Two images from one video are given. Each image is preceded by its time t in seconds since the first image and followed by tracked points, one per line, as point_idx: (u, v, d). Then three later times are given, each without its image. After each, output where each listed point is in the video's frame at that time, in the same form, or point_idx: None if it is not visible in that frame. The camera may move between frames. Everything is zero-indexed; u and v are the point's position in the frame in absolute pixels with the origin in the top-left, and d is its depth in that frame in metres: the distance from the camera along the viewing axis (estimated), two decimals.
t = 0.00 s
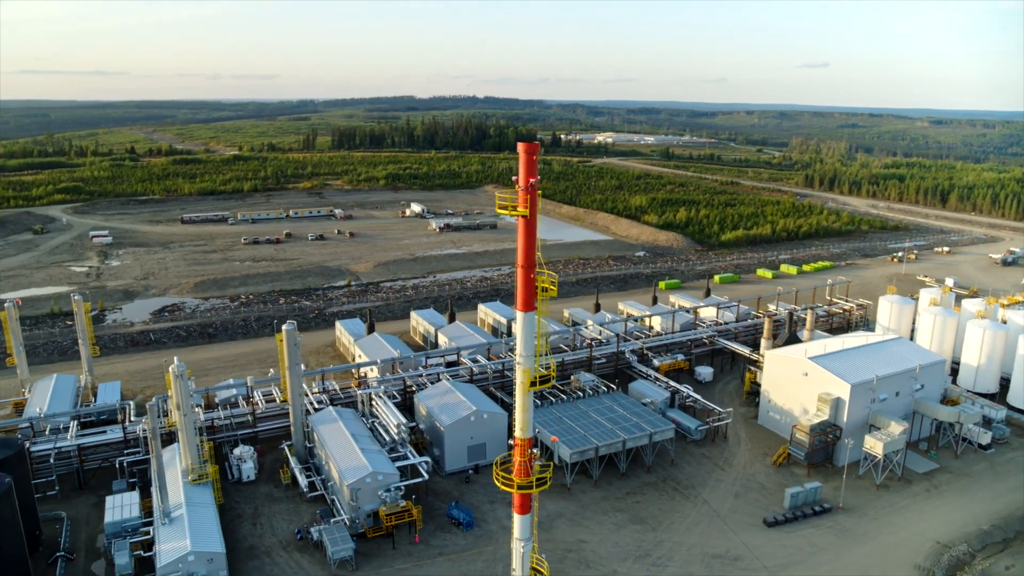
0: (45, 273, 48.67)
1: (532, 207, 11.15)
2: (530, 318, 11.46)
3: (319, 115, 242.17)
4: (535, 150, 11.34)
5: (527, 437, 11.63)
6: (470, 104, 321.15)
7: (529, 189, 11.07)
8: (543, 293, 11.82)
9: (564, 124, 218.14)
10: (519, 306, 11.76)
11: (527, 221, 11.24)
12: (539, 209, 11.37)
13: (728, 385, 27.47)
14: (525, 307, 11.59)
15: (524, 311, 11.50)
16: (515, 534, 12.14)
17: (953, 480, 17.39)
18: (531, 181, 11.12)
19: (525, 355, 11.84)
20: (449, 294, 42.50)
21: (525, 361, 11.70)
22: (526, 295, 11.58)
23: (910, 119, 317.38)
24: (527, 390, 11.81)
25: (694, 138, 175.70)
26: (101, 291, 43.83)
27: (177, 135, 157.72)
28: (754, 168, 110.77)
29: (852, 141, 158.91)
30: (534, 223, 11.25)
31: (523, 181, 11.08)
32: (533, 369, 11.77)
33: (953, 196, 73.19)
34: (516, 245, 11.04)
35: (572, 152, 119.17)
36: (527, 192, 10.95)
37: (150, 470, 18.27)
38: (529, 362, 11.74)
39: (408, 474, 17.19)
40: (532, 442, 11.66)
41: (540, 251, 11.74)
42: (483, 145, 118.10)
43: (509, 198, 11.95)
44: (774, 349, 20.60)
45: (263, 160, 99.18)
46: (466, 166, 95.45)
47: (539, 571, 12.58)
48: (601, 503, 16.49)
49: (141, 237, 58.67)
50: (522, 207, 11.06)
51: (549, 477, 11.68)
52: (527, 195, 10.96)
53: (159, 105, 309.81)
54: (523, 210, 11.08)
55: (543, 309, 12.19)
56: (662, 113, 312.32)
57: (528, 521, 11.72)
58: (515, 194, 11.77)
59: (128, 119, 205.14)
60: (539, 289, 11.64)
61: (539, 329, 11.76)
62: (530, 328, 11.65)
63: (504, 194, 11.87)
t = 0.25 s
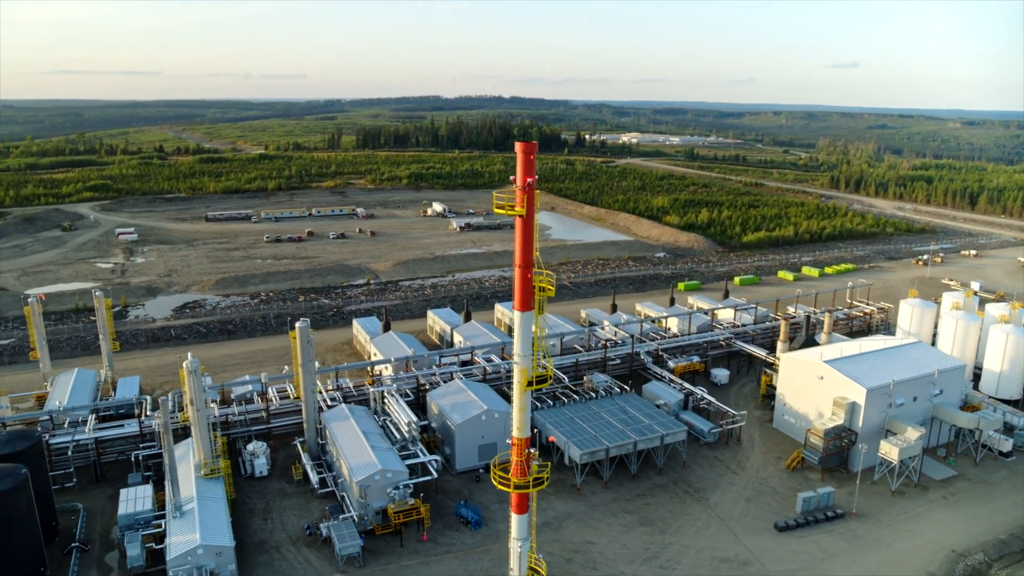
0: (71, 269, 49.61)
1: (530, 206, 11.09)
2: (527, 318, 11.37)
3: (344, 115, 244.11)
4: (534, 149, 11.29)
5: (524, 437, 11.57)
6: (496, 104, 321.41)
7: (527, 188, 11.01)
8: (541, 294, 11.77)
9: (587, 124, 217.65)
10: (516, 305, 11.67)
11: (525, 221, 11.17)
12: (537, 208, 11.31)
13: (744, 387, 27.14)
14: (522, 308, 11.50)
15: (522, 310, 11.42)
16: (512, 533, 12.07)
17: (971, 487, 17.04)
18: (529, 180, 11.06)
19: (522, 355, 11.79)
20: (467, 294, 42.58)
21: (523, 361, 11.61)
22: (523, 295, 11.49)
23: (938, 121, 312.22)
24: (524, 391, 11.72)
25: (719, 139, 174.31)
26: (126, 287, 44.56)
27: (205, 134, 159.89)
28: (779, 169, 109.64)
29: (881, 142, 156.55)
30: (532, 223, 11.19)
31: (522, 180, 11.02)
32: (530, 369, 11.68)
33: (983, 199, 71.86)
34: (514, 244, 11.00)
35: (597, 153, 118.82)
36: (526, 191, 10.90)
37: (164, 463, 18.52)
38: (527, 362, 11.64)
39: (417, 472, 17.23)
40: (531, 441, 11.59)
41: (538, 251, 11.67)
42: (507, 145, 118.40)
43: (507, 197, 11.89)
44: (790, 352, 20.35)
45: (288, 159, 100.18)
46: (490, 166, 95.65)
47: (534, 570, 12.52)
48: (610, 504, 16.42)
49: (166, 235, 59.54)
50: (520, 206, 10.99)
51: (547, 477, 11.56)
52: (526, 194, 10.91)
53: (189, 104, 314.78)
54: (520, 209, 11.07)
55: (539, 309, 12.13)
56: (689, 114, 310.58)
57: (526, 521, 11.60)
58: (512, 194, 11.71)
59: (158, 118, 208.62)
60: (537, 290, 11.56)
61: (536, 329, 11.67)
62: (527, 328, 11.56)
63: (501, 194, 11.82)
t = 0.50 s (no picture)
0: (95, 265, 50.42)
1: (526, 206, 11.28)
2: (525, 316, 11.51)
3: (369, 115, 245.77)
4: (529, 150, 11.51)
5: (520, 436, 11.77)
6: (527, 105, 321.67)
7: (523, 187, 11.22)
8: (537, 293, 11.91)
9: (610, 124, 216.92)
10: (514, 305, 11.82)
11: (521, 219, 11.36)
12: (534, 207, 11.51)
13: (760, 391, 26.77)
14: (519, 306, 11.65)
15: (519, 309, 11.57)
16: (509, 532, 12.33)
17: (989, 495, 16.70)
18: (526, 179, 11.27)
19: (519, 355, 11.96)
20: (484, 293, 42.61)
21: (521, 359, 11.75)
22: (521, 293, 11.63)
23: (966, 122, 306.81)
24: (522, 388, 11.86)
25: (743, 140, 172.78)
26: (148, 284, 45.19)
27: (232, 133, 161.78)
28: (804, 170, 108.39)
29: (909, 143, 154.10)
30: (529, 221, 11.37)
31: (518, 179, 11.22)
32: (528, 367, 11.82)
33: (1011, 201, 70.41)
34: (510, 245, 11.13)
35: (620, 153, 118.33)
36: (523, 189, 11.10)
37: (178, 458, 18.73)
38: (524, 360, 11.79)
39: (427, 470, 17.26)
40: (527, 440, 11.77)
41: (535, 250, 11.85)
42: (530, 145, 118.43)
43: (503, 197, 12.10)
44: (804, 354, 20.10)
45: (312, 158, 100.98)
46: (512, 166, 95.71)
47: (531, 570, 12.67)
48: (619, 506, 16.34)
49: (189, 232, 60.32)
50: (517, 205, 11.17)
51: (542, 476, 11.85)
52: (523, 193, 11.13)
53: (217, 103, 319.05)
54: (516, 210, 11.21)
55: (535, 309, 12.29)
56: (713, 114, 308.15)
57: (522, 521, 11.87)
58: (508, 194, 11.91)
59: (185, 118, 211.78)
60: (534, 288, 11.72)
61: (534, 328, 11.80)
62: (525, 326, 11.69)
63: (497, 194, 12.02)
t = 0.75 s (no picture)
0: (119, 262, 51.21)
1: (522, 206, 11.14)
2: (520, 317, 11.35)
3: (393, 114, 247.01)
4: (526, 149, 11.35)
5: (517, 436, 11.61)
6: (550, 104, 321.80)
7: (520, 186, 11.06)
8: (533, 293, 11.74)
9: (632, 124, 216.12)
10: (508, 305, 11.64)
11: (517, 219, 11.21)
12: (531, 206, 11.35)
13: (775, 394, 26.38)
14: (515, 306, 11.49)
15: (515, 310, 11.40)
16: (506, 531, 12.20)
17: (1007, 504, 16.37)
18: (522, 178, 11.11)
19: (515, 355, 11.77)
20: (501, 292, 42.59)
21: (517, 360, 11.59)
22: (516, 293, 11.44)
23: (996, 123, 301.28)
24: (517, 390, 11.70)
25: (768, 140, 171.04)
26: (169, 280, 45.80)
27: (258, 132, 163.64)
28: (828, 171, 107.12)
29: (937, 144, 151.65)
30: (525, 222, 11.22)
31: (515, 179, 11.06)
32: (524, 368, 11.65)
33: None
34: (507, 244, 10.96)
35: (643, 154, 117.83)
36: (519, 188, 10.94)
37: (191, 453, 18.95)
38: (520, 361, 11.62)
39: (436, 469, 17.27)
40: (524, 441, 11.66)
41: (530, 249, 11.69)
42: (552, 145, 118.41)
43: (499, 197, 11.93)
44: (819, 358, 19.86)
45: (335, 157, 101.78)
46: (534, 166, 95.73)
47: (526, 570, 12.54)
48: (628, 507, 16.25)
49: (211, 230, 61.07)
50: (513, 205, 11.01)
51: (539, 476, 11.73)
52: (520, 192, 10.96)
53: (243, 103, 323.26)
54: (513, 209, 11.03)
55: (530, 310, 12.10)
56: (737, 115, 305.72)
57: (519, 520, 11.82)
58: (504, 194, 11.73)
59: (212, 117, 214.43)
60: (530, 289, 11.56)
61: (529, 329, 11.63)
62: (519, 327, 11.54)
63: (492, 193, 11.83)
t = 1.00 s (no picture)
0: (143, 259, 52.02)
1: (518, 205, 11.14)
2: (517, 316, 11.32)
3: (417, 114, 248.21)
4: (522, 149, 11.36)
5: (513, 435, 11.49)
6: (574, 104, 321.42)
7: (516, 186, 11.07)
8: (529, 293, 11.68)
9: (656, 125, 215.21)
10: (505, 305, 11.62)
11: (513, 218, 11.21)
12: (527, 206, 11.34)
13: (791, 396, 25.97)
14: (512, 306, 11.47)
15: (512, 308, 11.38)
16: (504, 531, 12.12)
17: None
18: (519, 178, 11.11)
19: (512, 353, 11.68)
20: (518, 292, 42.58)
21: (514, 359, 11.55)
22: (513, 292, 11.42)
23: None
24: (513, 389, 11.67)
25: (794, 142, 169.23)
26: (191, 277, 46.41)
27: (285, 131, 165.50)
28: (854, 173, 105.70)
29: (967, 145, 148.92)
30: (522, 221, 11.20)
31: (511, 178, 11.06)
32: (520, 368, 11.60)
33: None
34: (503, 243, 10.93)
35: (666, 155, 117.21)
36: (515, 187, 10.93)
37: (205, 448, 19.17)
38: (516, 360, 11.59)
39: (445, 468, 17.32)
40: (520, 440, 11.60)
41: (527, 248, 11.68)
42: (575, 145, 118.40)
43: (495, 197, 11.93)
44: (834, 361, 19.62)
45: (358, 156, 102.54)
46: (557, 166, 95.69)
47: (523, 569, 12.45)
48: (637, 509, 16.16)
49: (234, 228, 61.78)
50: (510, 203, 11.01)
51: (536, 476, 11.62)
52: (515, 191, 10.96)
53: (270, 102, 327.36)
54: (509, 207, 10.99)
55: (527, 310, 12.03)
56: (762, 116, 302.91)
57: (516, 519, 11.73)
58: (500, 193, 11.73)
59: (238, 118, 217.06)
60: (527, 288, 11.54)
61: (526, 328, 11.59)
62: (516, 326, 11.51)
63: (489, 193, 11.82)
